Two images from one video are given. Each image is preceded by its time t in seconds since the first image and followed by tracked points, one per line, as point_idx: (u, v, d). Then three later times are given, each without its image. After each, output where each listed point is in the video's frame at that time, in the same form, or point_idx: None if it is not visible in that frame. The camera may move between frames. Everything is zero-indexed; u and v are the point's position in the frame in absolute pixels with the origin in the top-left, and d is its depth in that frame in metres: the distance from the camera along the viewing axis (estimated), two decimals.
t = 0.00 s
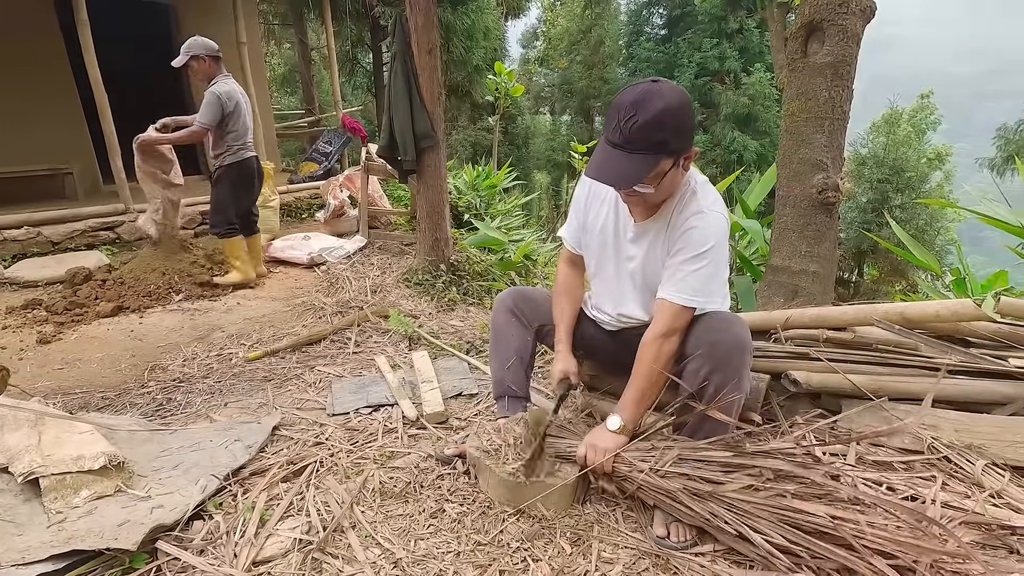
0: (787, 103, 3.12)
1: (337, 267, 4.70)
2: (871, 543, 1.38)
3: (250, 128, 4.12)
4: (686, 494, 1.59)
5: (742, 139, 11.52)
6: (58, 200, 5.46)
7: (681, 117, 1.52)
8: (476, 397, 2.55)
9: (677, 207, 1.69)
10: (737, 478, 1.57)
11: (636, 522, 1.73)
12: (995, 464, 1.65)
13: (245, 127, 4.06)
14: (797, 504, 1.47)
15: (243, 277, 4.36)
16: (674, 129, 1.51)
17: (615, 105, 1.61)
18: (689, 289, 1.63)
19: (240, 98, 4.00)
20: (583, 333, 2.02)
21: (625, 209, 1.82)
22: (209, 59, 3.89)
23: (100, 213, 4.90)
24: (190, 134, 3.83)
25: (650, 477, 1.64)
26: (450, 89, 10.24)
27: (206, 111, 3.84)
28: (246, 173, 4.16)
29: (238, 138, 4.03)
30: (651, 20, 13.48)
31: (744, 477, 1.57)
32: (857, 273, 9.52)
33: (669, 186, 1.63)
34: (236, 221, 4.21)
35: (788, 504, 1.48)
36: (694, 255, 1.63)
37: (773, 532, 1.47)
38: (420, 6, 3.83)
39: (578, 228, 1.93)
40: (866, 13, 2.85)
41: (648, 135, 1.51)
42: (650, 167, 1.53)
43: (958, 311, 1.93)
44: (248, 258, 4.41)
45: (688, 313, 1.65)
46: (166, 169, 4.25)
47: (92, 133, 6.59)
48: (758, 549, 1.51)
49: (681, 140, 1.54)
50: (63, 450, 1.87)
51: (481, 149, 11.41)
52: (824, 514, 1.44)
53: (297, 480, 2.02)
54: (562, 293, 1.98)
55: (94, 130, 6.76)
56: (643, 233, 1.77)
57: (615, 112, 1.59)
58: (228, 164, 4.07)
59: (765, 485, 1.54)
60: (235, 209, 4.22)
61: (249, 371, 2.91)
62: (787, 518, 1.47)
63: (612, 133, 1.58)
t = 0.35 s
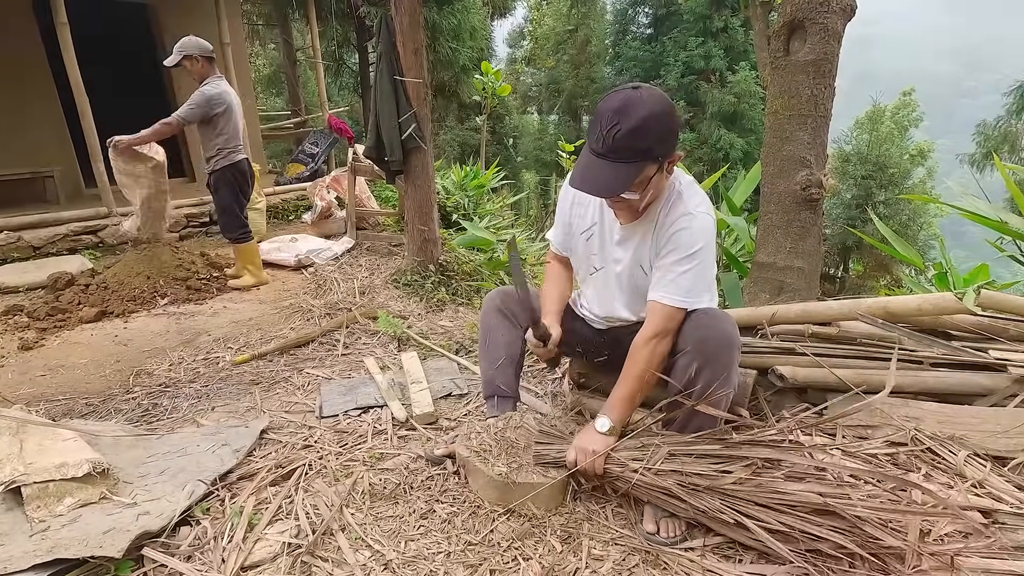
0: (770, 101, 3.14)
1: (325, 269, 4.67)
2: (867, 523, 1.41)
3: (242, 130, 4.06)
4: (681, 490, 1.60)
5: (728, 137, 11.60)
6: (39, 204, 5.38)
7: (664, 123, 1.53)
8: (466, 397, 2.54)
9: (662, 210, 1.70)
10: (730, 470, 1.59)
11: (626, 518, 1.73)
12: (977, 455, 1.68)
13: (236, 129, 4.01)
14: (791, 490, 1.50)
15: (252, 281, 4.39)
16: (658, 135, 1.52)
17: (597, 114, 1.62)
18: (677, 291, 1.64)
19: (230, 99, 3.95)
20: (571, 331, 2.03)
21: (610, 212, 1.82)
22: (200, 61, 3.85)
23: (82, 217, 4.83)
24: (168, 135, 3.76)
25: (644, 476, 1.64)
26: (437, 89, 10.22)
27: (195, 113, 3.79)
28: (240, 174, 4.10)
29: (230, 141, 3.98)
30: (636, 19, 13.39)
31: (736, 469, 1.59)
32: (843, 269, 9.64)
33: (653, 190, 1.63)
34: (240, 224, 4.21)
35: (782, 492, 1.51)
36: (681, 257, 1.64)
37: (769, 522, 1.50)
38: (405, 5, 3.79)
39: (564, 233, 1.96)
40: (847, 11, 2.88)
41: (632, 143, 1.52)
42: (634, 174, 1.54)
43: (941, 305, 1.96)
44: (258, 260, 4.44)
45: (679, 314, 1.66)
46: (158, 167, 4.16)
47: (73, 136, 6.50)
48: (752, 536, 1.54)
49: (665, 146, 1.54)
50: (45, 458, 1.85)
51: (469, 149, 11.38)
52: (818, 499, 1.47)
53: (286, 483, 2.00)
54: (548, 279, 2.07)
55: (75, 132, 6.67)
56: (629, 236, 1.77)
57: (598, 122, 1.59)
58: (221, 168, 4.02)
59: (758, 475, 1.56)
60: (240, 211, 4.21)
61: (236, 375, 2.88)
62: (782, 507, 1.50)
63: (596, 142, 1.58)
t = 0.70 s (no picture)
0: (762, 99, 3.16)
1: (318, 271, 4.65)
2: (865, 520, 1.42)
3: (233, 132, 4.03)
4: (681, 490, 1.60)
5: (719, 136, 11.66)
6: (26, 207, 5.32)
7: (660, 121, 1.52)
8: (461, 397, 2.54)
9: (658, 207, 1.70)
10: (729, 470, 1.58)
11: (624, 516, 1.74)
12: (969, 448, 1.70)
13: (227, 130, 3.98)
14: (790, 489, 1.50)
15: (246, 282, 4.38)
16: (654, 133, 1.52)
17: (593, 109, 1.61)
18: (672, 289, 1.64)
19: (222, 101, 3.92)
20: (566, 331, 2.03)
21: (605, 210, 1.82)
22: (192, 60, 3.82)
23: (70, 220, 4.78)
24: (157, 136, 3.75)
25: (643, 477, 1.64)
26: (429, 89, 10.20)
27: (185, 114, 3.76)
28: (230, 178, 4.07)
29: (220, 143, 3.95)
30: (627, 19, 13.49)
31: (734, 468, 1.59)
32: (834, 266, 9.72)
33: (649, 188, 1.63)
34: (229, 227, 4.18)
35: (780, 491, 1.51)
36: (677, 255, 1.64)
37: (767, 521, 1.50)
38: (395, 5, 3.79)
39: (559, 229, 1.94)
40: (836, 9, 2.90)
41: (628, 140, 1.51)
42: (630, 172, 1.54)
43: (932, 300, 1.97)
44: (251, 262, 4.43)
45: (674, 312, 1.67)
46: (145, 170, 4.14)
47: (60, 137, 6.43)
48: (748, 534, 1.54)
49: (661, 143, 1.54)
50: (36, 464, 1.83)
51: (461, 149, 11.37)
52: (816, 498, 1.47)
53: (281, 486, 1.99)
54: (548, 294, 1.99)
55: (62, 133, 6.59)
56: (624, 233, 1.77)
57: (595, 116, 1.59)
58: (210, 170, 3.98)
59: (756, 474, 1.56)
60: (229, 214, 4.17)
61: (229, 378, 2.86)
62: (780, 505, 1.50)
63: (593, 137, 1.58)
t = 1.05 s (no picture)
0: (758, 97, 3.16)
1: (314, 271, 4.65)
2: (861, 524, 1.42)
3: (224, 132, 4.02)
4: (676, 498, 1.60)
5: (715, 135, 11.68)
6: (20, 209, 5.30)
7: (649, 119, 1.52)
8: (459, 398, 2.54)
9: (650, 207, 1.70)
10: (727, 478, 1.58)
11: (621, 516, 1.73)
12: (965, 445, 1.71)
13: (218, 130, 3.97)
14: (785, 499, 1.50)
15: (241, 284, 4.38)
16: (642, 131, 1.51)
17: (581, 110, 1.61)
18: (667, 289, 1.64)
19: (210, 100, 3.89)
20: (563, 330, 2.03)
21: (598, 210, 1.82)
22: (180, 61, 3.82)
23: (65, 222, 4.76)
24: (149, 138, 3.75)
25: (640, 482, 1.63)
26: (425, 89, 10.21)
27: (175, 114, 3.75)
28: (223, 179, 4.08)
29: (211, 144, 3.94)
30: (624, 18, 13.55)
31: (731, 475, 1.58)
32: (831, 264, 9.75)
33: (639, 188, 1.63)
34: (222, 229, 4.17)
35: (775, 501, 1.51)
36: (670, 255, 1.63)
37: (761, 530, 1.50)
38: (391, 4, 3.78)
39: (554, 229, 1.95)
40: (831, 8, 2.91)
41: (616, 139, 1.51)
42: (618, 170, 1.54)
43: (926, 297, 2.02)
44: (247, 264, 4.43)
45: (673, 314, 1.66)
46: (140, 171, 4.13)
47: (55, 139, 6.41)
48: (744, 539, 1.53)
49: (649, 142, 1.54)
50: (31, 468, 1.82)
51: (457, 149, 11.37)
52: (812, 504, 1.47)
53: (277, 488, 1.98)
54: (545, 290, 2.01)
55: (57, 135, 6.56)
56: (617, 233, 1.77)
57: (583, 115, 1.59)
58: (203, 172, 3.98)
59: (753, 484, 1.55)
60: (224, 216, 4.17)
61: (226, 379, 2.86)
62: (775, 515, 1.49)
63: (580, 138, 1.58)
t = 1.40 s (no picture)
0: (758, 98, 3.16)
1: (316, 273, 4.66)
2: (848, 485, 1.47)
3: (223, 134, 4.03)
4: (667, 475, 1.60)
5: (717, 136, 11.68)
6: (23, 211, 5.31)
7: (648, 120, 1.52)
8: (460, 399, 2.54)
9: (649, 208, 1.70)
10: (712, 449, 1.58)
11: (622, 517, 1.73)
12: (967, 446, 1.71)
13: (211, 129, 3.96)
14: (771, 464, 1.52)
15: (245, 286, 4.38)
16: (642, 133, 1.52)
17: (582, 112, 1.62)
18: (664, 290, 1.63)
19: (203, 98, 3.89)
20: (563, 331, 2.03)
21: (598, 211, 1.82)
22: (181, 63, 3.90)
23: (68, 224, 4.78)
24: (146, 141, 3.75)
25: (628, 467, 1.63)
26: (426, 90, 10.22)
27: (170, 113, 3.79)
28: (223, 182, 4.09)
29: (206, 144, 3.95)
30: (624, 19, 13.53)
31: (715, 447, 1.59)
32: (833, 265, 9.74)
33: (640, 189, 1.64)
34: (220, 232, 4.17)
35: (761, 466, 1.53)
36: (667, 254, 1.63)
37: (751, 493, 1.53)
38: (392, 8, 3.81)
39: (554, 232, 1.96)
40: (831, 9, 2.91)
41: (617, 141, 1.52)
42: (619, 173, 1.54)
43: (926, 298, 2.02)
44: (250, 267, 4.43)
45: (667, 309, 1.65)
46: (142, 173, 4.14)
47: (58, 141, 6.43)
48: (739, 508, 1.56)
49: (648, 143, 1.54)
50: (35, 469, 1.83)
51: (458, 150, 11.38)
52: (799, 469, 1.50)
53: (280, 489, 1.99)
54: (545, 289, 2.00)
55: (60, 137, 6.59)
56: (617, 235, 1.77)
57: (583, 117, 1.59)
58: (201, 176, 4.01)
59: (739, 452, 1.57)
60: (225, 220, 4.19)
61: (227, 381, 2.86)
62: (763, 478, 1.53)
63: (581, 141, 1.59)
